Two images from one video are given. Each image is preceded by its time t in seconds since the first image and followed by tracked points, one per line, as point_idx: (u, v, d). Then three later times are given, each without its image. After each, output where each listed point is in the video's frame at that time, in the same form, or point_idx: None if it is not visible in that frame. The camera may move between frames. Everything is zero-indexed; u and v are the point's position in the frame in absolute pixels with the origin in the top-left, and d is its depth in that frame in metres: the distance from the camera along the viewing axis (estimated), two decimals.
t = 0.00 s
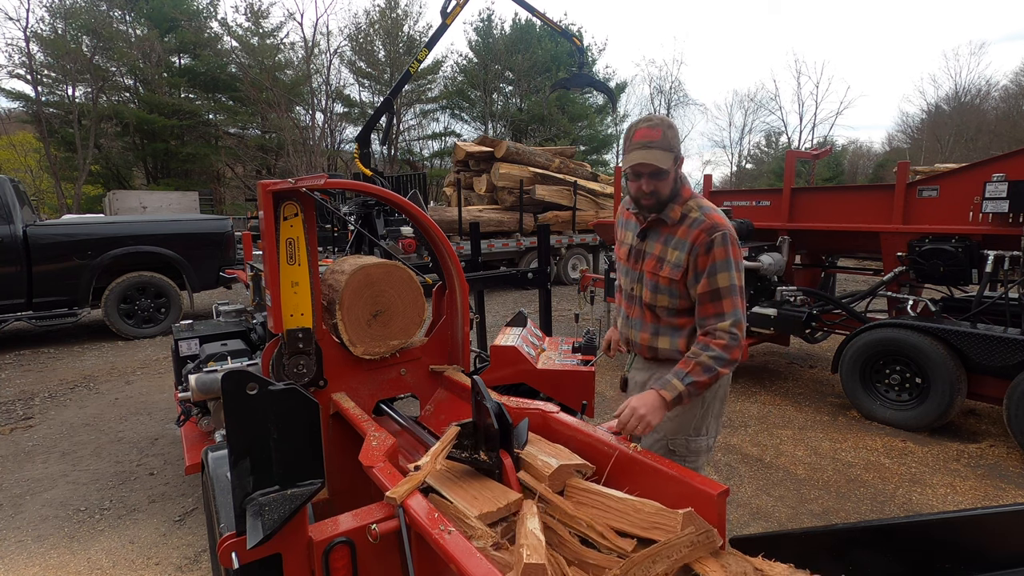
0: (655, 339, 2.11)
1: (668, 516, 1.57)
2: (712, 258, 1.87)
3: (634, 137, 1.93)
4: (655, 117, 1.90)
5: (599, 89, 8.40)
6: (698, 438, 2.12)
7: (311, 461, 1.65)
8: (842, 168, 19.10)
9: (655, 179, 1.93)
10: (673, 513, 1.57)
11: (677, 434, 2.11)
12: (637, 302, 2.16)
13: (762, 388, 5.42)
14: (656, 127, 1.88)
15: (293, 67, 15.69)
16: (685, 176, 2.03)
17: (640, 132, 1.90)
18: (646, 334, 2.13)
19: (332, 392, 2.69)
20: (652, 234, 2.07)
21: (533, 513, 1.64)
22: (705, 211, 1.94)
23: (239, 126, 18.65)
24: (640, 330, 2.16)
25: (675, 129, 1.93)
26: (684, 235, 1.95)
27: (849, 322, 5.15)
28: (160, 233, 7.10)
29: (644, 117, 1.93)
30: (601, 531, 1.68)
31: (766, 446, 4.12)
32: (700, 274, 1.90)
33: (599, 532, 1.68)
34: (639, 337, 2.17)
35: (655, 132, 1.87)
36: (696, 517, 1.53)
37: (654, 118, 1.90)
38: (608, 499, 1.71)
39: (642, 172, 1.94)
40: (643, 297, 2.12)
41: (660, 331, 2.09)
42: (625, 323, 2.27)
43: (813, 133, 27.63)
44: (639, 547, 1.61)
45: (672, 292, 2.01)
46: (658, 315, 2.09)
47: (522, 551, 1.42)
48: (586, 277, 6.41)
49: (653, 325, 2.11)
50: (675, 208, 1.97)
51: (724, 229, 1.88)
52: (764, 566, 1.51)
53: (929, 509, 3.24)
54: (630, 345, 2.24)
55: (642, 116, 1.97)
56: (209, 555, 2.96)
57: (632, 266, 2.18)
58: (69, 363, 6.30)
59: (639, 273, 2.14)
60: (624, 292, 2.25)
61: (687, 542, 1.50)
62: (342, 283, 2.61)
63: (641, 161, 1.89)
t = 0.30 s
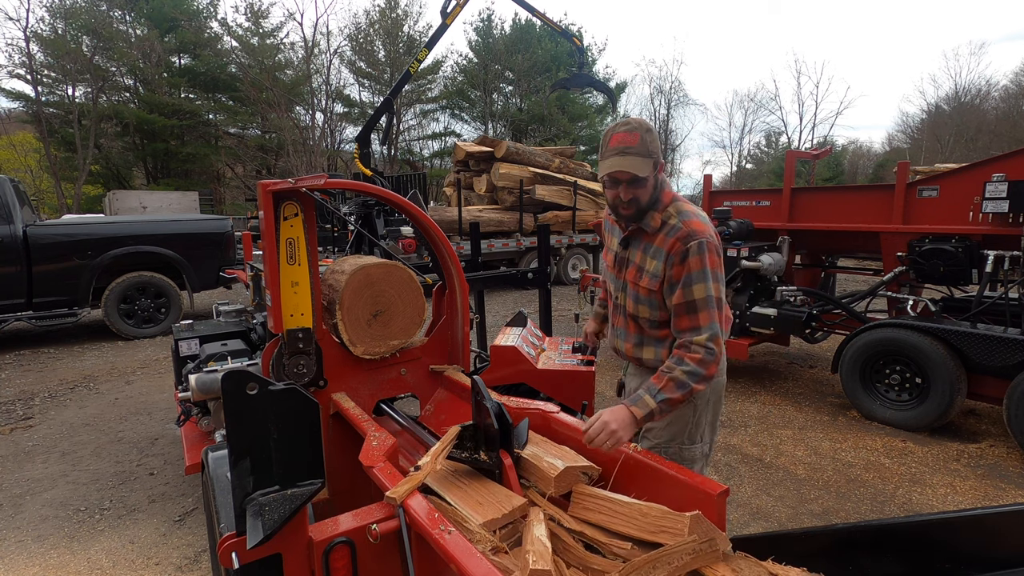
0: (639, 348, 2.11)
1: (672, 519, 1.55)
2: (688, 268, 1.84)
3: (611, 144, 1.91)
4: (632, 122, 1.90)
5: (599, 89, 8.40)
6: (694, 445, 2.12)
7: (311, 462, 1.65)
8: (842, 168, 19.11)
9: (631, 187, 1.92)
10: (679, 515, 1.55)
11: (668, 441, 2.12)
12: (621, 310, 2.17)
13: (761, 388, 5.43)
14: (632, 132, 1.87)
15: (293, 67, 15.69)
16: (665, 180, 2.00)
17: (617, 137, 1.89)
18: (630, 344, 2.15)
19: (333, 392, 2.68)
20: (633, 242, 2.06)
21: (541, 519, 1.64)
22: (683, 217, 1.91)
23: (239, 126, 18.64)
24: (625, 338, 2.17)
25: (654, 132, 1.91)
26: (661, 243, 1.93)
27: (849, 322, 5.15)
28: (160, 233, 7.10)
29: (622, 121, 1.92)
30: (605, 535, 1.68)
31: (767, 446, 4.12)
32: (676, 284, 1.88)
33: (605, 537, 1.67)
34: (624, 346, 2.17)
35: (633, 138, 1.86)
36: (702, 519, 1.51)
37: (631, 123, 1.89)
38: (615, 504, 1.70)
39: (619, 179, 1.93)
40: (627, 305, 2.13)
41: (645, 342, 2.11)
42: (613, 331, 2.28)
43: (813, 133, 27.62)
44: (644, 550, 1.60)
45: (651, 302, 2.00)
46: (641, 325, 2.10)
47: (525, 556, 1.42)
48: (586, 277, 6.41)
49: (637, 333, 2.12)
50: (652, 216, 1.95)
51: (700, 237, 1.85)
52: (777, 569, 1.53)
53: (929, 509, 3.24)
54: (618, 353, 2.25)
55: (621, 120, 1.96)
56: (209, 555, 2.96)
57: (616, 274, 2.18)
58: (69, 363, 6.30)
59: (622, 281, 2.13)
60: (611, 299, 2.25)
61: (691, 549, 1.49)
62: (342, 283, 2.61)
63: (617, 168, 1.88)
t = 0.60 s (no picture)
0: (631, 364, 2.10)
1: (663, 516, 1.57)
2: (679, 288, 1.77)
3: (584, 169, 1.88)
4: (605, 144, 1.86)
5: (599, 89, 8.40)
6: (688, 450, 2.16)
7: (311, 463, 1.65)
8: (842, 168, 19.11)
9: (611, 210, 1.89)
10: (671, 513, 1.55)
11: (660, 446, 2.15)
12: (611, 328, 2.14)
13: (761, 388, 5.43)
14: (607, 153, 1.84)
15: (293, 67, 15.68)
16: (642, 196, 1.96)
17: (590, 160, 1.85)
18: (618, 360, 2.15)
19: (332, 392, 2.69)
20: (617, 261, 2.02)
21: (540, 519, 1.64)
22: (663, 235, 1.87)
23: (239, 126, 18.62)
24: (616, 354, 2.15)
25: (626, 152, 1.87)
26: (645, 263, 1.87)
27: (849, 323, 5.15)
28: (160, 233, 7.10)
29: (592, 140, 1.88)
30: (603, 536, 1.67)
31: (767, 446, 4.12)
32: (667, 308, 1.79)
33: (603, 538, 1.67)
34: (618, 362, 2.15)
35: (608, 160, 1.84)
36: (689, 513, 1.55)
37: (605, 143, 1.85)
38: (609, 506, 1.71)
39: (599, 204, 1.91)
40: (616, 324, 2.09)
41: (633, 360, 2.09)
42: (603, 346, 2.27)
43: (813, 133, 27.60)
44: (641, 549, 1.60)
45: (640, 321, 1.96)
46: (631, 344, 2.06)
47: (524, 555, 1.42)
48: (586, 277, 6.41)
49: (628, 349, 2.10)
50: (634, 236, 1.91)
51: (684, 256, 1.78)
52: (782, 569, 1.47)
53: (929, 509, 3.24)
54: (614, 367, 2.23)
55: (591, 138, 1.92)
56: (208, 555, 2.95)
57: (606, 291, 2.17)
58: (69, 363, 6.30)
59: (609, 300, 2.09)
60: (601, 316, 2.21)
61: (686, 545, 1.50)
62: (342, 283, 2.61)
63: (595, 192, 1.85)
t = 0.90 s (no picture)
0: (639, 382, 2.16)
1: (662, 520, 1.54)
2: (702, 326, 1.79)
3: (620, 204, 1.77)
4: (642, 176, 1.78)
5: (599, 89, 8.40)
6: (688, 447, 2.21)
7: (311, 462, 1.65)
8: (842, 168, 19.11)
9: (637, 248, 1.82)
10: (667, 513, 1.55)
11: (667, 445, 2.18)
12: (617, 348, 2.17)
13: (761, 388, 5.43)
14: (643, 189, 1.77)
15: (293, 67, 15.67)
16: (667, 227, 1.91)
17: (627, 197, 1.77)
18: (627, 376, 2.21)
19: (332, 392, 2.69)
20: (629, 291, 1.99)
21: (540, 519, 1.64)
22: (684, 269, 1.84)
23: (239, 126, 18.61)
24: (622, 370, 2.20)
25: (656, 186, 1.79)
26: (664, 298, 1.86)
27: (849, 322, 5.15)
28: (160, 233, 7.10)
29: (625, 172, 1.79)
30: (604, 539, 1.67)
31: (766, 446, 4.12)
32: (690, 345, 1.82)
33: (601, 540, 1.67)
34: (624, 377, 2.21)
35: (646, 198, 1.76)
36: (688, 517, 1.53)
37: (640, 177, 1.78)
38: (608, 506, 1.71)
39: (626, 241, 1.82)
40: (625, 346, 2.11)
41: (641, 379, 2.16)
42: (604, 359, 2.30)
43: (813, 133, 27.56)
44: (638, 550, 1.60)
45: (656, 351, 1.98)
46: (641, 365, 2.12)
47: (524, 556, 1.42)
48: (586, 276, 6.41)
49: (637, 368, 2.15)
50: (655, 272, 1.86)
51: (708, 292, 1.79)
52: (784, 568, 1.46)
53: (929, 509, 3.24)
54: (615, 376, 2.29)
55: (618, 167, 1.82)
56: (209, 555, 2.96)
57: (608, 314, 2.12)
58: (69, 363, 6.30)
59: (617, 324, 2.09)
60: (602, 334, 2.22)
61: (686, 549, 1.51)
62: (342, 284, 2.61)
63: (631, 233, 1.76)
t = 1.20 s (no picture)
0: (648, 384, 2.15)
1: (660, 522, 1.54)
2: (726, 324, 1.82)
3: (677, 191, 1.72)
4: (703, 169, 1.75)
5: (599, 89, 8.40)
6: (687, 445, 2.25)
7: (310, 463, 1.65)
8: (842, 168, 19.11)
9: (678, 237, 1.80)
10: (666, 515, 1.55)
11: (669, 443, 2.21)
12: (630, 348, 2.14)
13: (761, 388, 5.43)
14: (705, 180, 1.74)
15: (293, 67, 15.66)
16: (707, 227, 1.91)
17: (690, 184, 1.72)
18: (635, 378, 2.18)
19: (332, 392, 2.69)
20: (654, 288, 1.98)
21: (540, 519, 1.64)
22: (715, 268, 1.86)
23: (239, 126, 18.61)
24: (631, 371, 2.18)
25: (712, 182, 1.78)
26: (694, 296, 1.87)
27: (849, 322, 5.15)
28: (160, 233, 7.10)
29: (688, 162, 1.76)
30: (604, 540, 1.67)
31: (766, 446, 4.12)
32: (711, 342, 1.84)
33: (601, 541, 1.67)
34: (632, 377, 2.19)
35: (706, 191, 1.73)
36: (687, 519, 1.53)
37: (701, 168, 1.75)
38: (608, 507, 1.70)
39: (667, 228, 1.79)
40: (640, 346, 2.09)
41: (652, 380, 2.14)
42: (610, 359, 2.26)
43: (813, 133, 27.56)
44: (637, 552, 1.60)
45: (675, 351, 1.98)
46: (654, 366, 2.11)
47: (524, 556, 1.42)
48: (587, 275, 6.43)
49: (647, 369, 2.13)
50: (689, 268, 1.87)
51: (736, 293, 1.83)
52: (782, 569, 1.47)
53: (929, 509, 3.24)
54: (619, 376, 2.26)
55: (677, 157, 1.79)
56: (209, 555, 2.95)
57: (627, 313, 2.07)
58: (69, 363, 6.30)
59: (634, 322, 2.07)
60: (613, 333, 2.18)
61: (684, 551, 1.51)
62: (342, 284, 2.61)
63: (692, 219, 1.71)
